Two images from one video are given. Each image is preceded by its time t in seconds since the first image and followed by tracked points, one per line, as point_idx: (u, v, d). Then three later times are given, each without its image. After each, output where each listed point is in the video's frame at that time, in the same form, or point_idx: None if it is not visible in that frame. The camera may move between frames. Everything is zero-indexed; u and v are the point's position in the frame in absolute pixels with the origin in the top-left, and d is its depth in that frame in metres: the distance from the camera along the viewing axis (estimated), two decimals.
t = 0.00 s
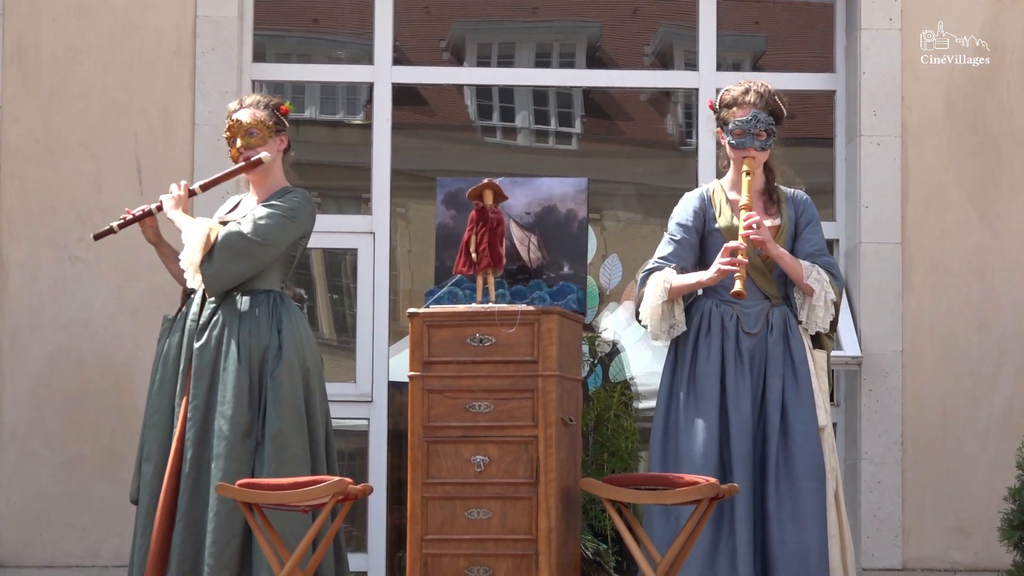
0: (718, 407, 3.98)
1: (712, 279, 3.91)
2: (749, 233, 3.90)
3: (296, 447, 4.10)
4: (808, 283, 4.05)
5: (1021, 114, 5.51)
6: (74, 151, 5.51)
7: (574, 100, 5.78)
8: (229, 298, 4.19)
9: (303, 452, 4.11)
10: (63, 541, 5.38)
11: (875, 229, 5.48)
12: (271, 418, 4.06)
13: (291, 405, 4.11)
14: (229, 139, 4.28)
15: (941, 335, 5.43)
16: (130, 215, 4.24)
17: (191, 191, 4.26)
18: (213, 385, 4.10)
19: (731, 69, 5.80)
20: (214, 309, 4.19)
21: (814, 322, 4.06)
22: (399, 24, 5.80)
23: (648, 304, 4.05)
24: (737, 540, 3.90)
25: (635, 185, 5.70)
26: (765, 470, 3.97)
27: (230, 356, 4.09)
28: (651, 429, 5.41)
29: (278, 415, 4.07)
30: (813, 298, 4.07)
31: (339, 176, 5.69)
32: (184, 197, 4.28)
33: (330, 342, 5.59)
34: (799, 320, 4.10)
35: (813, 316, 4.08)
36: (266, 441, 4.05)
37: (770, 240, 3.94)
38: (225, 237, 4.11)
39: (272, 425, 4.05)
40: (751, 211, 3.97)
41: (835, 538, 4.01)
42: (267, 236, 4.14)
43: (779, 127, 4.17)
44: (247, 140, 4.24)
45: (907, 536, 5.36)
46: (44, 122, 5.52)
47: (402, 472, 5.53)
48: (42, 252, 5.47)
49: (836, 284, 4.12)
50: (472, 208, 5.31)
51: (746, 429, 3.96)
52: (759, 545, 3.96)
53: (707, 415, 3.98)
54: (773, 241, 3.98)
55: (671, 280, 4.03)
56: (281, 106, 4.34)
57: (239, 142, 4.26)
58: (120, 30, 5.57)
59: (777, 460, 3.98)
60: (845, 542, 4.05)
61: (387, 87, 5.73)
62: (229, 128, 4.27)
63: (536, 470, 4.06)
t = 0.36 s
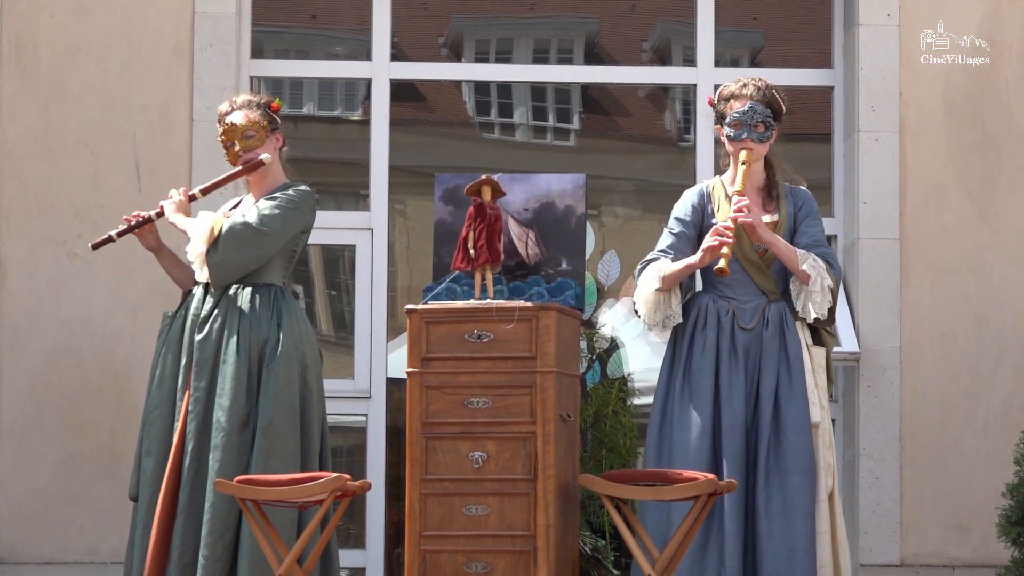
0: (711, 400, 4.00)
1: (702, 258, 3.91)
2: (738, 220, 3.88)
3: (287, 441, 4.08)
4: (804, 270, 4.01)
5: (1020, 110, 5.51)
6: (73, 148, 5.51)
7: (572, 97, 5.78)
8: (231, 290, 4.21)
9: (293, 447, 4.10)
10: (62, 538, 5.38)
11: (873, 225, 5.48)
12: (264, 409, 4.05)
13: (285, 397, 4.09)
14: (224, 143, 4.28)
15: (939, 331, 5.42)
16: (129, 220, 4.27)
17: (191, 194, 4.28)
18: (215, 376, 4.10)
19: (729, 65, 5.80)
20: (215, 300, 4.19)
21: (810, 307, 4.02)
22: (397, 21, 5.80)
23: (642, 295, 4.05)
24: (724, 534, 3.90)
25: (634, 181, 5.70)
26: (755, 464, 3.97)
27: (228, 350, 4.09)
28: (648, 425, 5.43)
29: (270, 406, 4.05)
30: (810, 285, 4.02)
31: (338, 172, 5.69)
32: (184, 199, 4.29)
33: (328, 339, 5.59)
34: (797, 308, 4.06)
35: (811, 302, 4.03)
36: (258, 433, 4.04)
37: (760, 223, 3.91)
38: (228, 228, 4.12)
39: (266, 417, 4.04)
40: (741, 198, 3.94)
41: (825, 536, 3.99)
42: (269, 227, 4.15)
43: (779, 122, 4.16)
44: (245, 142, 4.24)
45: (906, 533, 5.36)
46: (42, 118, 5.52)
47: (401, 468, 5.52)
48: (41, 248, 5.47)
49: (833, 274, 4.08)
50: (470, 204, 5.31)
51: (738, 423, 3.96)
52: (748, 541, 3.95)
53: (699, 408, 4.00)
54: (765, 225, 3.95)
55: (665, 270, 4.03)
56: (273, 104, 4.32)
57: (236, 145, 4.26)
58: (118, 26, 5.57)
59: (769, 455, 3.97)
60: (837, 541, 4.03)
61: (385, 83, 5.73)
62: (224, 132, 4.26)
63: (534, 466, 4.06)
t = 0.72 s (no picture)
0: (717, 400, 4.07)
1: (706, 251, 3.98)
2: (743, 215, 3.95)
3: (302, 438, 4.13)
4: (814, 264, 4.07)
5: (1019, 110, 5.51)
6: (72, 146, 5.51)
7: (572, 97, 5.78)
8: (237, 286, 4.25)
9: (307, 443, 4.15)
10: (60, 536, 5.38)
11: (872, 225, 5.48)
12: (279, 407, 4.11)
13: (298, 393, 4.16)
14: (243, 128, 4.29)
15: (939, 331, 5.42)
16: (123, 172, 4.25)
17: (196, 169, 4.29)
18: (223, 375, 4.15)
19: (728, 65, 5.79)
20: (222, 296, 4.24)
21: (820, 302, 4.07)
22: (397, 20, 5.80)
23: (647, 288, 4.12)
24: (733, 534, 3.98)
25: (634, 181, 5.69)
26: (762, 464, 4.05)
27: (239, 346, 4.15)
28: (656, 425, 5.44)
29: (284, 403, 4.11)
30: (821, 278, 4.08)
31: (338, 172, 5.68)
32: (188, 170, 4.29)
33: (327, 338, 5.59)
34: (808, 303, 4.11)
35: (823, 296, 4.08)
36: (275, 430, 4.10)
37: (767, 219, 4.00)
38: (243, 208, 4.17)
39: (281, 415, 4.10)
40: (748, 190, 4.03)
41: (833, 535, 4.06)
42: (281, 215, 4.20)
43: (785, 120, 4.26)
44: (266, 135, 4.28)
45: (905, 533, 5.36)
46: (41, 116, 5.51)
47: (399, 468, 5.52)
48: (40, 247, 5.47)
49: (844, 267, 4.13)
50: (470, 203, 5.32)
51: (744, 422, 4.04)
52: (755, 540, 4.03)
53: (706, 408, 4.07)
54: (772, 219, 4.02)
55: (670, 263, 4.10)
56: (295, 112, 4.41)
57: (257, 135, 4.28)
58: (117, 24, 5.57)
59: (776, 455, 4.05)
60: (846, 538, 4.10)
61: (384, 82, 5.73)
62: (247, 119, 4.28)
63: (533, 466, 4.06)
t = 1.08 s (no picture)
0: (731, 398, 4.21)
1: (720, 232, 4.08)
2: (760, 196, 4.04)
3: (314, 444, 4.20)
4: (829, 250, 4.18)
5: (1022, 112, 5.51)
6: (75, 147, 5.51)
7: (574, 98, 5.78)
8: (242, 291, 4.26)
9: (319, 448, 4.22)
10: (62, 536, 5.38)
11: (875, 227, 5.47)
12: (290, 413, 4.17)
13: (309, 401, 4.22)
14: (260, 139, 4.32)
15: (941, 333, 5.42)
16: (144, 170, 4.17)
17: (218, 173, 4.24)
18: (228, 378, 4.17)
19: (731, 67, 5.79)
20: (227, 300, 4.25)
21: (834, 286, 4.17)
22: (400, 21, 5.80)
23: (659, 272, 4.26)
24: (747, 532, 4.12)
25: (636, 182, 5.68)
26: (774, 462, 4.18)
27: (245, 349, 4.17)
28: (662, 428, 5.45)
29: (296, 411, 4.17)
30: (836, 266, 4.19)
31: (341, 172, 5.68)
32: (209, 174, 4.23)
33: (330, 339, 5.59)
34: (823, 290, 4.20)
35: (839, 281, 4.18)
36: (285, 436, 4.16)
37: (783, 201, 4.10)
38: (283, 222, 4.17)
39: (292, 421, 4.16)
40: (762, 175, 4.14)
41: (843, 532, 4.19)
42: (310, 230, 4.25)
43: (798, 118, 4.37)
44: (284, 149, 4.32)
45: (906, 535, 5.36)
46: (44, 116, 5.51)
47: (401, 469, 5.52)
48: (42, 247, 5.47)
49: (857, 256, 4.25)
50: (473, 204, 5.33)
51: (757, 419, 4.17)
52: (768, 536, 4.17)
53: (720, 406, 4.20)
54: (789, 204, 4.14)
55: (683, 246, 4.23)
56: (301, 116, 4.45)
57: (274, 148, 4.32)
58: (120, 24, 5.56)
59: (787, 453, 4.18)
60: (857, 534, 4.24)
61: (387, 83, 5.72)
62: (263, 130, 4.32)
63: (535, 467, 4.07)
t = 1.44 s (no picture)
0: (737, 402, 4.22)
1: (733, 240, 4.09)
2: (772, 206, 4.04)
3: (313, 452, 4.20)
4: (838, 262, 4.18)
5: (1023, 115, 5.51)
6: (77, 150, 5.51)
7: (576, 101, 5.77)
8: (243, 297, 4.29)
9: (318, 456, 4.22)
10: (63, 540, 5.38)
11: (877, 229, 5.47)
12: (291, 419, 4.18)
13: (310, 407, 4.23)
14: (262, 152, 4.33)
15: (942, 336, 5.42)
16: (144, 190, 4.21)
17: (220, 189, 4.24)
18: (229, 383, 4.18)
19: (733, 70, 5.78)
20: (228, 305, 4.27)
21: (845, 299, 4.19)
22: (401, 24, 5.80)
23: (672, 281, 4.27)
24: (753, 535, 4.12)
25: (638, 185, 5.68)
26: (781, 467, 4.19)
27: (248, 354, 4.18)
28: (666, 429, 5.47)
29: (298, 417, 4.18)
30: (845, 276, 4.19)
31: (343, 176, 5.69)
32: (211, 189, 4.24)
33: (332, 342, 5.59)
34: (832, 302, 4.22)
35: (846, 295, 4.20)
36: (287, 443, 4.17)
37: (793, 213, 4.09)
38: (283, 241, 4.18)
39: (293, 429, 4.17)
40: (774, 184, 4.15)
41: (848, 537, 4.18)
42: (309, 245, 4.27)
43: (807, 122, 4.39)
44: (287, 163, 4.34)
45: (908, 538, 5.36)
46: (46, 120, 5.52)
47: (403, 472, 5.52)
48: (43, 250, 5.47)
49: (867, 266, 4.24)
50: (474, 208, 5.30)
51: (763, 423, 4.18)
52: (774, 540, 4.18)
53: (726, 410, 4.22)
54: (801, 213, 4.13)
55: (696, 255, 4.24)
56: (303, 122, 4.45)
57: (276, 162, 4.33)
58: (122, 28, 5.57)
59: (794, 457, 4.19)
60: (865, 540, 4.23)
61: (389, 87, 5.73)
62: (265, 143, 4.32)
63: (537, 470, 4.07)
